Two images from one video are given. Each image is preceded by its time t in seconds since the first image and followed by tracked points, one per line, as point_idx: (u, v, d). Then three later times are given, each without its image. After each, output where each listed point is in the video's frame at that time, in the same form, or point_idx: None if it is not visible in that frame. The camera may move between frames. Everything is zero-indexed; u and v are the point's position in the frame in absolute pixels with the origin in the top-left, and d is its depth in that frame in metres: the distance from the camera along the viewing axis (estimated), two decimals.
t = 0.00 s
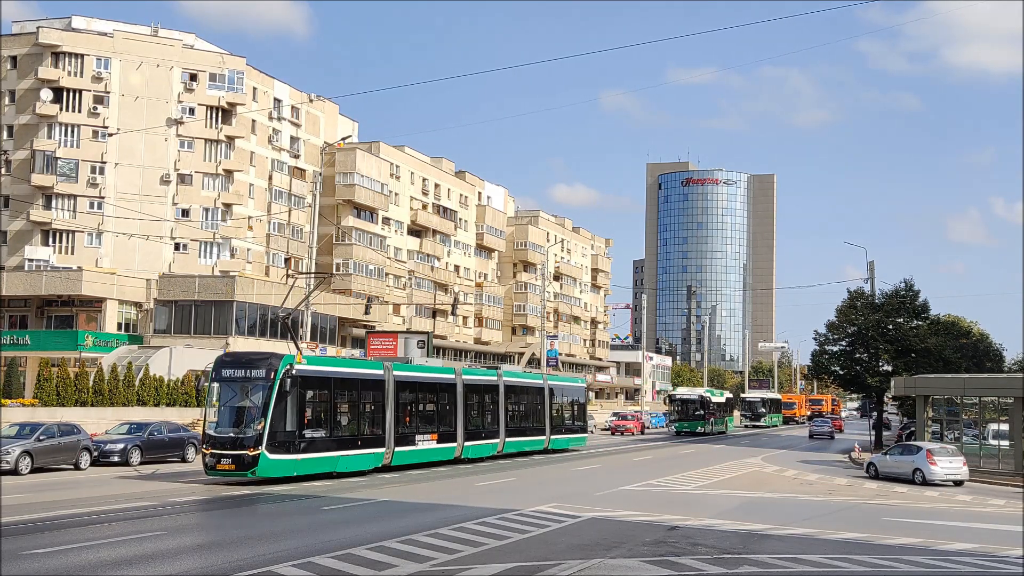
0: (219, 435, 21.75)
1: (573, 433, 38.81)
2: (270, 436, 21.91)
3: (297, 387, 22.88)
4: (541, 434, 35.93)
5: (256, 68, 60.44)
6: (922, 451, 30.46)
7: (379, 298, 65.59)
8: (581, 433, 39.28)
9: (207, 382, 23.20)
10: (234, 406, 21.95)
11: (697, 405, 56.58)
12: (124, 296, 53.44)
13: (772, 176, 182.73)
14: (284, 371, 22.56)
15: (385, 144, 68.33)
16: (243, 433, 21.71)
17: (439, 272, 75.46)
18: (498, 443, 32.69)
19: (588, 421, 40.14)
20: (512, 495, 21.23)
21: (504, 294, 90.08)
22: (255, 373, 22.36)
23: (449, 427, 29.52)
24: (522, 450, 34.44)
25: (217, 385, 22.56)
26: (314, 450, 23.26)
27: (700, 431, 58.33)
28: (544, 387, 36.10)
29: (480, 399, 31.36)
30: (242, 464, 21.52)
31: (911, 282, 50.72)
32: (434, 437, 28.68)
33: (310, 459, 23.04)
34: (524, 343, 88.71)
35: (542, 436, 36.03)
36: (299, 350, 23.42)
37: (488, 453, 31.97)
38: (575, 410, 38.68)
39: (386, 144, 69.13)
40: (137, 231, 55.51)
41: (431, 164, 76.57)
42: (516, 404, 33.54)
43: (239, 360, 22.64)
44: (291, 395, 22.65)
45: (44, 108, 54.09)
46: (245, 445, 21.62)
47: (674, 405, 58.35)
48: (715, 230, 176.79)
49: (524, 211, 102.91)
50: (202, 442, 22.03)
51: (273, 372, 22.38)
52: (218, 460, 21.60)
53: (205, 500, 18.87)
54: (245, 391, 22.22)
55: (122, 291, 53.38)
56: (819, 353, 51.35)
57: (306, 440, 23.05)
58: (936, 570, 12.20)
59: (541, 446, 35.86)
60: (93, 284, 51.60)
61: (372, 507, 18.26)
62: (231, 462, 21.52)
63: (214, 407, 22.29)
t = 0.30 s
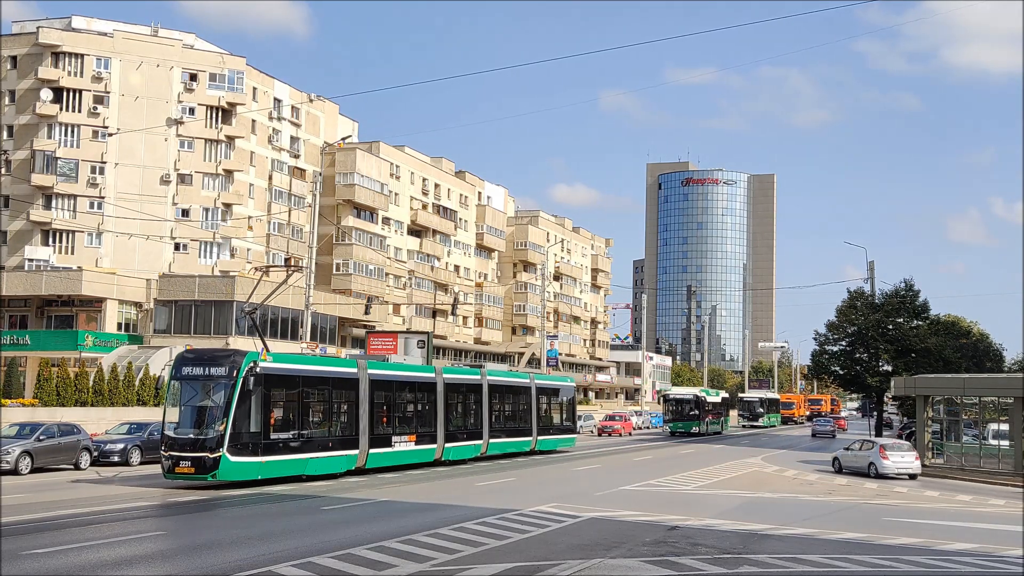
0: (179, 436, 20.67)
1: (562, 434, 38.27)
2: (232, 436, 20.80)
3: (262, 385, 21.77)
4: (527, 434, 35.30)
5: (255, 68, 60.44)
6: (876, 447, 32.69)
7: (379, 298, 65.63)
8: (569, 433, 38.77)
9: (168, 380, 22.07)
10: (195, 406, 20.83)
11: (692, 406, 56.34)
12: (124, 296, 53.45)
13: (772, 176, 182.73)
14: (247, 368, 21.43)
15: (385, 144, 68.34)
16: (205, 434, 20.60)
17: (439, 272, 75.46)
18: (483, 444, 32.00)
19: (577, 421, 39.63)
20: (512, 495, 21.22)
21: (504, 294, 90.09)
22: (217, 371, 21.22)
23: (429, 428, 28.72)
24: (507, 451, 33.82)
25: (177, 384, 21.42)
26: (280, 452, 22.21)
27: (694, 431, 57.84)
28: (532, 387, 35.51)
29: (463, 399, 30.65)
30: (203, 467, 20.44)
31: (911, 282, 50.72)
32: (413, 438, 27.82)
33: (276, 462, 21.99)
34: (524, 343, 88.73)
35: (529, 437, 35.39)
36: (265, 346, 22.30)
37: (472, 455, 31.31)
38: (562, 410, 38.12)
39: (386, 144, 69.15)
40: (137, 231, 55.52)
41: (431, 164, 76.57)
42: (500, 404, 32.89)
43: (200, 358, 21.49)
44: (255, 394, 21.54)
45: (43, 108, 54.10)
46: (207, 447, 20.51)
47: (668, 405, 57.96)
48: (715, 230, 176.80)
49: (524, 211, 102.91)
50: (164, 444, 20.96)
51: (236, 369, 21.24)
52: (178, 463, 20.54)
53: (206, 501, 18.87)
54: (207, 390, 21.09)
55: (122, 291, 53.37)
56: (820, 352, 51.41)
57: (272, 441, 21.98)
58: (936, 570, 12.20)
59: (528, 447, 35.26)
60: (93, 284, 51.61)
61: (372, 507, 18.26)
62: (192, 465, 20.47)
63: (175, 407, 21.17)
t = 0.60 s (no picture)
0: (136, 437, 19.64)
1: (550, 434, 37.55)
2: (191, 437, 19.79)
3: (222, 383, 20.82)
4: (513, 435, 34.54)
5: (256, 68, 60.45)
6: (843, 440, 35.09)
7: (379, 298, 65.64)
8: (558, 434, 38.07)
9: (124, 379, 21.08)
10: (152, 405, 19.84)
11: (687, 406, 56.02)
12: (124, 296, 53.43)
13: (772, 176, 182.70)
14: (208, 365, 20.49)
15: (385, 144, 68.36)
16: (162, 435, 19.58)
17: (439, 272, 75.48)
18: (465, 446, 31.14)
19: (567, 421, 38.96)
20: (512, 495, 21.22)
21: (504, 294, 90.10)
22: (176, 368, 20.27)
23: (407, 429, 27.82)
24: (493, 453, 33.07)
25: (134, 382, 20.44)
26: (243, 454, 21.19)
27: (688, 432, 57.14)
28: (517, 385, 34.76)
29: (445, 399, 29.84)
30: (160, 470, 19.39)
31: (911, 283, 50.69)
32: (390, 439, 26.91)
33: (237, 465, 20.94)
34: (524, 343, 88.71)
35: (515, 438, 34.63)
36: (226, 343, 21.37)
37: (454, 456, 30.49)
38: (549, 410, 37.42)
39: (386, 144, 69.17)
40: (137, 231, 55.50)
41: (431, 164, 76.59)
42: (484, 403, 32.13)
43: (159, 355, 20.55)
44: (216, 393, 20.60)
45: (43, 108, 54.11)
46: (164, 448, 19.49)
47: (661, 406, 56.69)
48: (715, 230, 176.81)
49: (524, 211, 102.91)
50: (118, 445, 19.87)
51: (195, 367, 20.30)
52: (133, 465, 19.47)
53: (206, 501, 18.87)
54: (165, 389, 20.12)
55: (122, 291, 53.35)
56: (820, 353, 51.41)
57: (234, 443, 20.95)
58: (935, 570, 12.20)
59: (514, 448, 34.53)
60: (93, 284, 51.59)
61: (373, 507, 18.25)
62: (147, 468, 19.39)
63: (132, 407, 20.17)
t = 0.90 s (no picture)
0: (87, 439, 18.75)
1: (538, 436, 36.69)
2: (145, 439, 18.89)
3: (180, 382, 19.87)
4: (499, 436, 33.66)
5: (256, 68, 60.45)
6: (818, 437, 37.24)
7: (379, 298, 65.66)
8: (546, 435, 37.21)
9: (76, 376, 20.18)
10: (105, 404, 18.98)
11: (681, 406, 55.92)
12: (124, 296, 53.42)
13: (772, 176, 182.71)
14: (164, 362, 19.61)
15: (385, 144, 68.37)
16: (115, 436, 18.69)
17: (439, 272, 75.48)
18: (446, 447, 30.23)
19: (555, 422, 38.15)
20: (512, 495, 21.21)
21: (504, 294, 90.12)
22: (131, 366, 19.41)
23: (384, 430, 26.88)
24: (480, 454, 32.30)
25: (87, 380, 19.58)
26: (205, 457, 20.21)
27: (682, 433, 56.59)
28: (503, 384, 33.91)
29: (425, 399, 28.96)
30: (112, 473, 18.50)
31: (911, 282, 50.68)
32: (364, 440, 25.94)
33: (197, 467, 19.96)
34: (524, 343, 88.72)
35: (501, 438, 33.75)
36: (186, 339, 20.42)
37: (435, 458, 29.58)
38: (536, 409, 36.57)
39: (386, 144, 69.19)
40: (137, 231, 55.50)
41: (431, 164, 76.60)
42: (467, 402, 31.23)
43: (113, 352, 19.70)
44: (172, 392, 19.67)
45: (44, 108, 54.11)
46: (117, 450, 18.61)
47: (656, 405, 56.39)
48: (715, 230, 176.84)
49: (524, 211, 102.95)
50: (69, 447, 18.98)
51: (151, 364, 19.42)
52: (83, 468, 18.57)
53: (205, 501, 18.87)
54: (119, 388, 19.27)
55: (122, 291, 53.32)
56: (820, 353, 51.41)
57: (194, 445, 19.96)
58: (936, 570, 12.20)
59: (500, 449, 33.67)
60: (93, 284, 51.59)
61: (373, 507, 18.25)
62: (97, 471, 18.51)
63: (84, 406, 19.29)
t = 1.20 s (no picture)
0: (33, 440, 17.72)
1: (524, 437, 35.78)
2: (97, 440, 17.97)
3: (133, 380, 18.97)
4: (483, 437, 32.71)
5: (256, 68, 60.44)
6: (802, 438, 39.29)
7: (379, 298, 65.64)
8: (533, 435, 36.26)
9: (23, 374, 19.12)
10: (53, 404, 17.97)
11: (675, 407, 55.08)
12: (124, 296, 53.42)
13: (772, 176, 182.68)
14: (115, 360, 18.66)
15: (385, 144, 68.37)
16: (63, 438, 17.70)
17: (439, 272, 75.48)
18: (427, 449, 29.31)
19: (543, 422, 37.24)
20: (512, 495, 21.19)
21: (504, 294, 90.13)
22: (80, 364, 18.42)
23: (359, 431, 25.94)
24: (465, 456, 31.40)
25: (33, 378, 18.53)
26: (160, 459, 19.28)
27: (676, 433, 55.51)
28: (488, 384, 32.96)
29: (404, 399, 27.97)
30: (59, 477, 17.51)
31: (911, 282, 50.65)
32: (337, 442, 24.96)
33: (152, 471, 19.05)
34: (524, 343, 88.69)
35: (485, 439, 32.81)
36: (141, 335, 19.47)
37: (415, 460, 28.66)
38: (522, 409, 35.64)
39: (386, 144, 69.19)
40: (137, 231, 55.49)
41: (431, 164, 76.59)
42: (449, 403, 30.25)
43: (62, 348, 18.69)
44: (124, 392, 18.76)
45: (44, 108, 54.12)
46: (65, 453, 17.61)
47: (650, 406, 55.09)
48: (715, 230, 176.80)
49: (524, 211, 102.93)
50: (13, 449, 17.91)
51: (101, 362, 18.47)
52: (29, 472, 17.55)
53: (205, 501, 18.87)
54: (67, 386, 18.27)
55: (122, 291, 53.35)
56: (820, 352, 51.41)
57: (148, 447, 19.04)
58: (936, 570, 12.19)
59: (485, 451, 32.74)
60: (93, 284, 51.63)
61: (373, 507, 18.25)
62: (44, 476, 17.48)
63: (30, 406, 18.25)
